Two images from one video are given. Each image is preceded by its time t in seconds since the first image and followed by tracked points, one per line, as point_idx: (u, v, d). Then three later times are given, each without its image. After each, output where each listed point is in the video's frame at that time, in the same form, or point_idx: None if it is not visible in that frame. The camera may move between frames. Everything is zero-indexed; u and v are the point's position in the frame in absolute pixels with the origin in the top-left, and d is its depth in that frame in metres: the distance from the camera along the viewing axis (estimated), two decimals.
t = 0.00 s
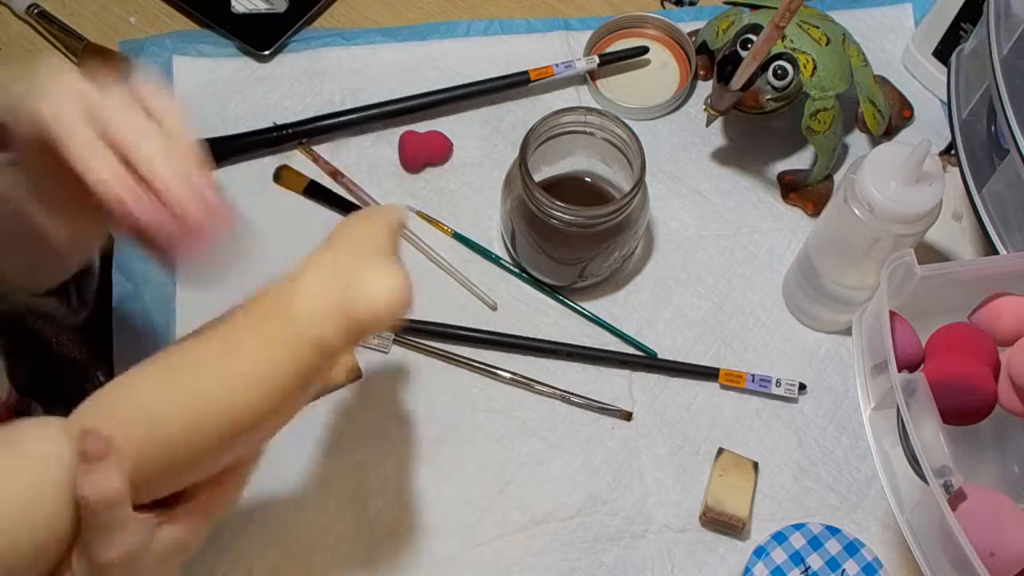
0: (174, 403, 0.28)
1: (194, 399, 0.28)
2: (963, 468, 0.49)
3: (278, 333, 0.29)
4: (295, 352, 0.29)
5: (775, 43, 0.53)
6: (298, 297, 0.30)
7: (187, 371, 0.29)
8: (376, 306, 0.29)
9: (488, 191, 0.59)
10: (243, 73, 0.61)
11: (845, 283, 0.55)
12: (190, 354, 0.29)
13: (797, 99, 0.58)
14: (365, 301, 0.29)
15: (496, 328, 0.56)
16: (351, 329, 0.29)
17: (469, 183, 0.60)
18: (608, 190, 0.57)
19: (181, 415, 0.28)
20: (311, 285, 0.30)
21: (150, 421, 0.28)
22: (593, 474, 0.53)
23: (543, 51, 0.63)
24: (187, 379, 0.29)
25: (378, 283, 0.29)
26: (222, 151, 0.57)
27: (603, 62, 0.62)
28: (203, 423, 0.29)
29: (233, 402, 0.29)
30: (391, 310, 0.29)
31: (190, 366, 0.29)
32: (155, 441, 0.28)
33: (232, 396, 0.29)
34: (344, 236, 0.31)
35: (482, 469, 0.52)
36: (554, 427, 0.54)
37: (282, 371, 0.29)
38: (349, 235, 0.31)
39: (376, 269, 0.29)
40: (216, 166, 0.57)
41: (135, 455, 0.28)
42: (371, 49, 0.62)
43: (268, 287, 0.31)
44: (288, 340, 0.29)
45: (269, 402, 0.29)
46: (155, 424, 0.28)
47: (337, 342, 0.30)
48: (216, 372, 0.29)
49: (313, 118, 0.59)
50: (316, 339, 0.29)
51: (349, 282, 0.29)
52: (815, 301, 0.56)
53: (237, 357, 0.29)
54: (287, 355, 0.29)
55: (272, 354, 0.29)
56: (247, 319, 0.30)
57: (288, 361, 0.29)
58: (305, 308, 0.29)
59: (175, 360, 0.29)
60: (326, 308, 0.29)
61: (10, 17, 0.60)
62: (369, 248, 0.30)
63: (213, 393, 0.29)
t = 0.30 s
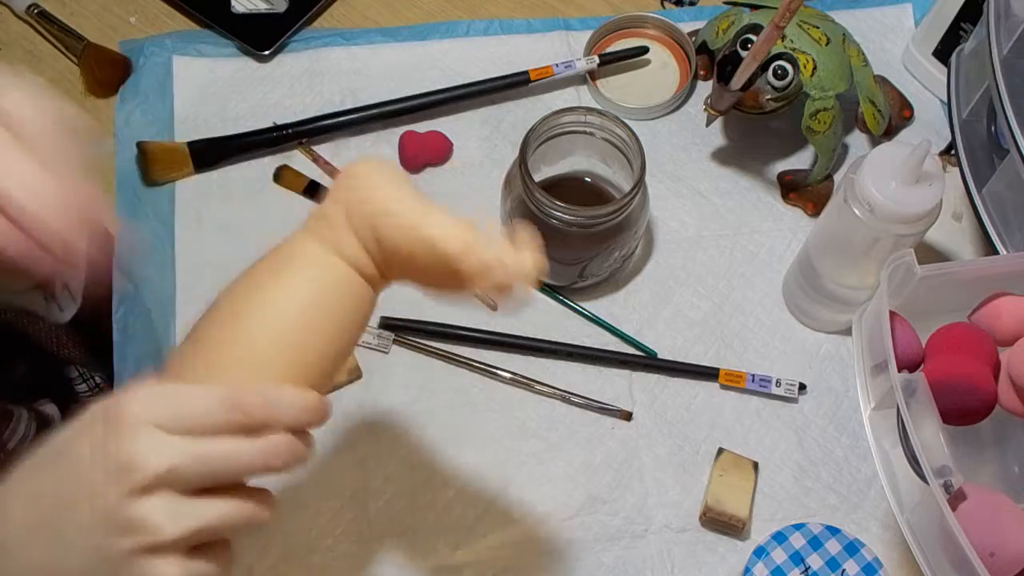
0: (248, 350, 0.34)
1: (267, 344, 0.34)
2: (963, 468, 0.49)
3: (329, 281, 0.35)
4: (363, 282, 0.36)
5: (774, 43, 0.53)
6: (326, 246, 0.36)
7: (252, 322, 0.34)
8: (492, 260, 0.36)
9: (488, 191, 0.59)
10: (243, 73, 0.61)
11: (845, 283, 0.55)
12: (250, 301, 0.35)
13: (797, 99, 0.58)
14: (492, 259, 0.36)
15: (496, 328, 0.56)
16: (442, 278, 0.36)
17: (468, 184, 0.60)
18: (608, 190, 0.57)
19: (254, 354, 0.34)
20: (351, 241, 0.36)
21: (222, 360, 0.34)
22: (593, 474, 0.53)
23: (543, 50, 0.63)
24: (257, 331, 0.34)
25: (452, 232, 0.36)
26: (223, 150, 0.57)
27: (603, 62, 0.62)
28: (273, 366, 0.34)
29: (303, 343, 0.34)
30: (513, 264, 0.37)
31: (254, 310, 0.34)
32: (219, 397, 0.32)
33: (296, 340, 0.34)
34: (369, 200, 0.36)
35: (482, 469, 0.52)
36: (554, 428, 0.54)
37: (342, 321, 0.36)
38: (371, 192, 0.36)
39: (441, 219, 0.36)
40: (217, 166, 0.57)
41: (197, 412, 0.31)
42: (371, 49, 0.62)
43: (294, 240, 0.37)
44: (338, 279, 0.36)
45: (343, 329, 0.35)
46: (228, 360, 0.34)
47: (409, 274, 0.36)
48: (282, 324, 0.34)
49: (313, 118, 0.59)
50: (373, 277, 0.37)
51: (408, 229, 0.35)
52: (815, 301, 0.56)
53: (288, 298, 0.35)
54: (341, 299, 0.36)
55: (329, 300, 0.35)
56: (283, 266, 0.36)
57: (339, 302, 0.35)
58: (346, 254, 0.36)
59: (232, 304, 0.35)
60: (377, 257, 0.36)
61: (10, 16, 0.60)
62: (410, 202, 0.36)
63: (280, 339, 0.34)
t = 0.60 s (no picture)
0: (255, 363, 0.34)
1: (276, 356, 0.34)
2: (963, 467, 0.49)
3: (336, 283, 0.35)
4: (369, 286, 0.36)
5: (775, 43, 0.53)
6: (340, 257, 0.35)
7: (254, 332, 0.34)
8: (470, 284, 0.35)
9: (488, 191, 0.59)
10: (243, 73, 0.61)
11: (845, 283, 0.55)
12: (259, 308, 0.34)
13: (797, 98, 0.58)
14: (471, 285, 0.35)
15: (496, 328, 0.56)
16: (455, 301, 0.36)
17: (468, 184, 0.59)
18: (608, 191, 0.57)
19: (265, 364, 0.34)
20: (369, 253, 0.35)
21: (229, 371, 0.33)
22: (593, 474, 0.53)
23: (542, 50, 0.63)
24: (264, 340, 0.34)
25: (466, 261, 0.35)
26: (222, 150, 0.57)
27: (603, 62, 0.62)
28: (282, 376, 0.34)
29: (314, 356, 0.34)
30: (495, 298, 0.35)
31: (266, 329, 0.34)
32: (235, 397, 0.33)
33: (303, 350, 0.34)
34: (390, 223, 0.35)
35: (482, 469, 0.52)
36: (554, 428, 0.54)
37: (344, 331, 0.35)
38: (389, 204, 0.35)
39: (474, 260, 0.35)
40: (217, 166, 0.57)
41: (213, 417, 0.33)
42: (371, 49, 0.62)
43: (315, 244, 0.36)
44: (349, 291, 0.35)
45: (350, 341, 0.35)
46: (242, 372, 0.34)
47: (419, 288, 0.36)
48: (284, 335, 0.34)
49: (313, 119, 0.59)
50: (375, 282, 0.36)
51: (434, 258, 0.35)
52: (815, 301, 0.56)
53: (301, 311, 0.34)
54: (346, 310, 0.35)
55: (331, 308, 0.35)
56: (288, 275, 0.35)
57: (346, 311, 0.35)
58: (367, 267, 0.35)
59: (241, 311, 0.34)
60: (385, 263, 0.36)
61: (10, 16, 0.60)
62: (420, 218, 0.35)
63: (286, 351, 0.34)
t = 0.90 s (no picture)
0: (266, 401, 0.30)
1: (285, 395, 0.30)
2: (963, 468, 0.49)
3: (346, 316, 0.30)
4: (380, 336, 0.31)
5: (774, 43, 0.53)
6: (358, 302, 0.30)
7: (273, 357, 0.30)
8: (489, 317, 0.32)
9: (488, 191, 0.59)
10: (243, 73, 0.61)
11: (845, 283, 0.55)
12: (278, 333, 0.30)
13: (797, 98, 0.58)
14: (485, 318, 0.32)
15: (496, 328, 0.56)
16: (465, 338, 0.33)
17: (468, 184, 0.59)
18: (609, 191, 0.57)
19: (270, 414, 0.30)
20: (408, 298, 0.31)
21: (247, 402, 0.30)
22: (593, 474, 0.53)
23: (542, 50, 0.63)
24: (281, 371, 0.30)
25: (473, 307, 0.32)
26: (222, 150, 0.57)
27: (603, 62, 0.62)
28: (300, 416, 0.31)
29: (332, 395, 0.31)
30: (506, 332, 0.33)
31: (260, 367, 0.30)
32: (266, 428, 0.31)
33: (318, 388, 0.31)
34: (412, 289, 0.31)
35: (482, 469, 0.52)
36: (554, 428, 0.54)
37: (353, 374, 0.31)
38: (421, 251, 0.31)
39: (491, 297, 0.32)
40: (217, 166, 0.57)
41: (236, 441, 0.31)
42: (371, 49, 0.62)
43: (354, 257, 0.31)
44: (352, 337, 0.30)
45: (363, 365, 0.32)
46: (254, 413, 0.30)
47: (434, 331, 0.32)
48: (298, 385, 0.30)
49: (313, 119, 0.59)
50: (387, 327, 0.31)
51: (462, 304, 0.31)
52: (815, 301, 0.56)
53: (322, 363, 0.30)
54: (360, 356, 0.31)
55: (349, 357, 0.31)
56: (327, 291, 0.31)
57: (349, 340, 0.30)
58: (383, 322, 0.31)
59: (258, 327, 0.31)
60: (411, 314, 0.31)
61: (10, 16, 0.60)
62: (450, 272, 0.31)
63: (306, 392, 0.30)
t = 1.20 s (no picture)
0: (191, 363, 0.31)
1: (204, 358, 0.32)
2: (963, 467, 0.49)
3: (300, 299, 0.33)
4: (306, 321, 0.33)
5: (775, 43, 0.53)
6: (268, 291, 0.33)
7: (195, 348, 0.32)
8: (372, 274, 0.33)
9: (488, 190, 0.59)
10: (243, 73, 0.61)
11: (845, 283, 0.55)
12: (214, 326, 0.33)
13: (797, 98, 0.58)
14: (366, 270, 0.33)
15: (496, 328, 0.56)
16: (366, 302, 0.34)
17: (469, 184, 0.59)
18: (608, 190, 0.57)
19: (187, 382, 0.31)
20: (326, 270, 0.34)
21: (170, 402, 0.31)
22: (593, 474, 0.52)
23: (542, 51, 0.63)
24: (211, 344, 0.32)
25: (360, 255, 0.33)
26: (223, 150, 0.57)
27: (603, 62, 0.62)
28: (230, 388, 0.31)
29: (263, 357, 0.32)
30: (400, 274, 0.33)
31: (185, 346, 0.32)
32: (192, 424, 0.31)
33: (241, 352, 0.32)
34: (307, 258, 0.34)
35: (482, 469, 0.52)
36: (554, 427, 0.54)
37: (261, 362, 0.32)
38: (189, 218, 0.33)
39: (374, 242, 0.34)
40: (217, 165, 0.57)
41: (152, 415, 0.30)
42: (371, 49, 0.62)
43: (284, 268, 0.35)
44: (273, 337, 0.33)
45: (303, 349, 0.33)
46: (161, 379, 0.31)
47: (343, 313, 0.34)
48: (231, 354, 0.32)
49: (313, 118, 0.59)
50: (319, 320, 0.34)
51: (347, 259, 0.34)
52: (815, 301, 0.56)
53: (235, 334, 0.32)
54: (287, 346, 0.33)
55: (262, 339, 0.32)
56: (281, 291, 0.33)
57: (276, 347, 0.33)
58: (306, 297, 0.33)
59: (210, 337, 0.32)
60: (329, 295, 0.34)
61: (10, 16, 0.60)
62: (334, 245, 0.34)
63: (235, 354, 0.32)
